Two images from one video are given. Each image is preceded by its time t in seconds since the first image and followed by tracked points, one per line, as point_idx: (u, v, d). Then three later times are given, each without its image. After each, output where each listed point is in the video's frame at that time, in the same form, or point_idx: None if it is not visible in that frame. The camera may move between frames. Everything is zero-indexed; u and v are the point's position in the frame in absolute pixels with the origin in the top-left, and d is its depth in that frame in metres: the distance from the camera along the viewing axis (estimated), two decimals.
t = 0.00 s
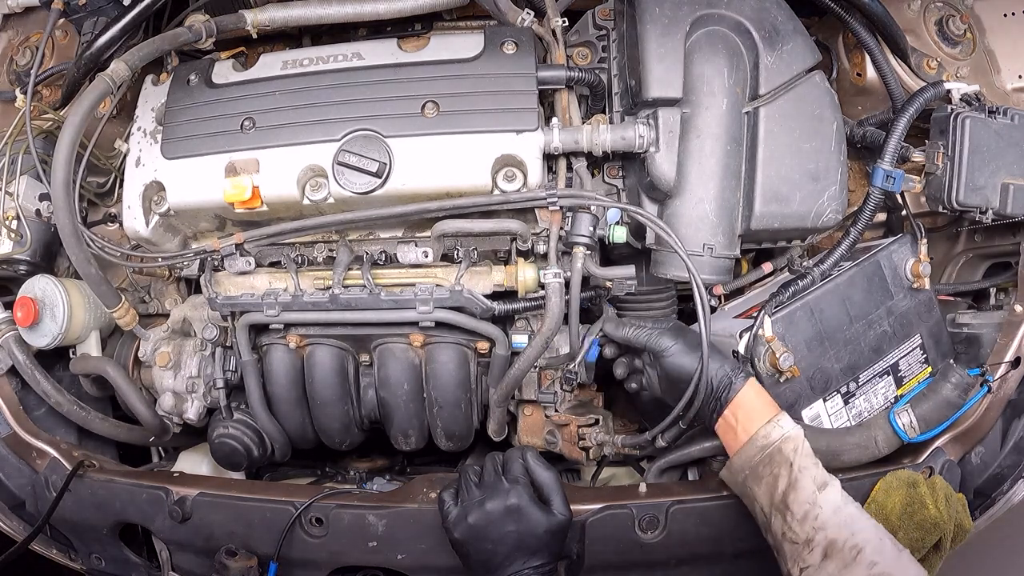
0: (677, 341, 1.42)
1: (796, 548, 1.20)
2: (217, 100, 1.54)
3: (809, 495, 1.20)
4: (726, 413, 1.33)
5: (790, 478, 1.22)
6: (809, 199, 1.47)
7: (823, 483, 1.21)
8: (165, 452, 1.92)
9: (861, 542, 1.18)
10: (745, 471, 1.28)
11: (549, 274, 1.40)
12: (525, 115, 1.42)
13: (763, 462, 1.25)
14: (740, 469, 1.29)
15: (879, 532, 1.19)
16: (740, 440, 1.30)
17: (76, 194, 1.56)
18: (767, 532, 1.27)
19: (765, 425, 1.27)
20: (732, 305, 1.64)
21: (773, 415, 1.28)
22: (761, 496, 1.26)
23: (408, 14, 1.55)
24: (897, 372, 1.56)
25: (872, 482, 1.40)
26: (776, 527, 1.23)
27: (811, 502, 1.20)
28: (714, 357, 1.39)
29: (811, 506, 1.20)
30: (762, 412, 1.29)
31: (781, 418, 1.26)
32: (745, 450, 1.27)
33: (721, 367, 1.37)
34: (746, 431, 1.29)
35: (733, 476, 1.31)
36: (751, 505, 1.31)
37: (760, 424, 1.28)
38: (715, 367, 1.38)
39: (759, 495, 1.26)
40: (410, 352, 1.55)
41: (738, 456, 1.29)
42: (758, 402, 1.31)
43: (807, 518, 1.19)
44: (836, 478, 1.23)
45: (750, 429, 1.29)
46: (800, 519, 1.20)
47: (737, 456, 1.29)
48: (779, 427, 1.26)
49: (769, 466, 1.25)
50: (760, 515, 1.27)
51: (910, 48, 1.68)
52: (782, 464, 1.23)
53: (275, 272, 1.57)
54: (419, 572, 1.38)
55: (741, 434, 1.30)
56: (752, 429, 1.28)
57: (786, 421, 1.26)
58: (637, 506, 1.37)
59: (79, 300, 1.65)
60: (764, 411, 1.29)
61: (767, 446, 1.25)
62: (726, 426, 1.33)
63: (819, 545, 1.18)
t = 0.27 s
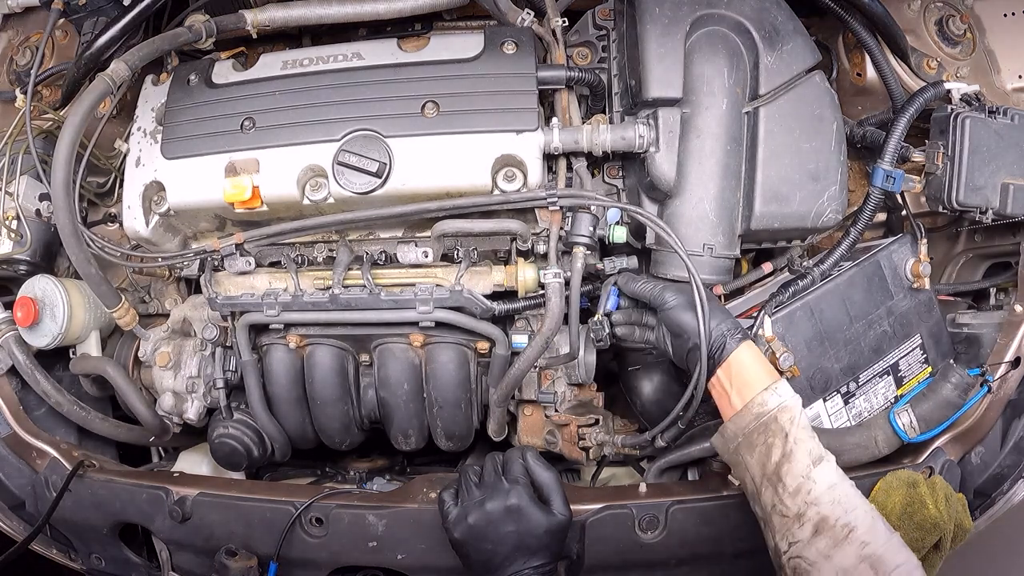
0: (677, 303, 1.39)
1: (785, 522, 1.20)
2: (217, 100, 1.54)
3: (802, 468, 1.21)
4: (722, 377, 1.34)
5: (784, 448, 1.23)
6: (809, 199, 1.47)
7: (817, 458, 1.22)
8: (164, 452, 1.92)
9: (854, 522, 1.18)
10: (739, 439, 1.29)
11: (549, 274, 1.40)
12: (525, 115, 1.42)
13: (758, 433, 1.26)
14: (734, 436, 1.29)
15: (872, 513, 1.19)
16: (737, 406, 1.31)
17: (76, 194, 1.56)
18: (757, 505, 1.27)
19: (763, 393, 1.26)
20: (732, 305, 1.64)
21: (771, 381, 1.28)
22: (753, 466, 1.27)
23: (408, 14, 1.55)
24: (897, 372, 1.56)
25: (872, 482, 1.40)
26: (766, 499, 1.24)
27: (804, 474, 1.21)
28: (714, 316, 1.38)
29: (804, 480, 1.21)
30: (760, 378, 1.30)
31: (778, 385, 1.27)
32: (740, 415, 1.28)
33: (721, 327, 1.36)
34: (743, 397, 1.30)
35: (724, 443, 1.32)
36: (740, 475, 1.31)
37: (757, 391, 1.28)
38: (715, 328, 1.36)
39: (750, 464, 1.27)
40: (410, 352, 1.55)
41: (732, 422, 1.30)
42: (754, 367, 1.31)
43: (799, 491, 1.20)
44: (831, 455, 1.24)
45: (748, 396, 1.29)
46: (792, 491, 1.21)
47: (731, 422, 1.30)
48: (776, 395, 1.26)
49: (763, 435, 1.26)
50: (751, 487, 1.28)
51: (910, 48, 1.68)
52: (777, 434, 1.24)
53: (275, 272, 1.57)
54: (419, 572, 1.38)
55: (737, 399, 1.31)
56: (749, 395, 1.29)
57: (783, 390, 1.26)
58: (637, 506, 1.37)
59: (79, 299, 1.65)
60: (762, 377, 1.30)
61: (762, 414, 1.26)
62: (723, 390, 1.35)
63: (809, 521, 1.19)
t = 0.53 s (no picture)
0: (671, 301, 1.41)
1: (796, 510, 1.21)
2: (217, 100, 1.54)
3: (808, 455, 1.22)
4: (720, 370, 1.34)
5: (789, 438, 1.24)
6: (809, 199, 1.47)
7: (823, 443, 1.23)
8: (164, 452, 1.92)
9: (865, 505, 1.18)
10: (743, 432, 1.30)
11: (549, 274, 1.40)
12: (525, 115, 1.42)
13: (762, 423, 1.27)
14: (739, 428, 1.31)
15: (884, 495, 1.18)
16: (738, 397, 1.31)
17: (76, 194, 1.56)
18: (768, 495, 1.28)
19: (763, 383, 1.28)
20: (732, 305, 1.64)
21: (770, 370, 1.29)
22: (760, 457, 1.28)
23: (408, 14, 1.55)
24: (897, 372, 1.56)
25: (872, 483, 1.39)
26: (776, 489, 1.24)
27: (811, 461, 1.21)
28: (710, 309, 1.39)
29: (811, 467, 1.21)
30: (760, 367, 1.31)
31: (778, 375, 1.28)
32: (742, 408, 1.29)
33: (719, 319, 1.37)
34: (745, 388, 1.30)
35: (730, 437, 1.33)
36: (749, 467, 1.32)
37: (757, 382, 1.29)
38: (713, 322, 1.37)
39: (757, 455, 1.28)
40: (410, 352, 1.55)
41: (736, 415, 1.31)
42: (754, 357, 1.32)
43: (807, 479, 1.21)
44: (837, 439, 1.24)
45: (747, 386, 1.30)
46: (800, 479, 1.21)
47: (734, 416, 1.31)
48: (776, 386, 1.27)
49: (768, 426, 1.27)
50: (760, 477, 1.29)
51: (910, 48, 1.68)
52: (781, 424, 1.25)
53: (275, 272, 1.57)
54: (419, 572, 1.38)
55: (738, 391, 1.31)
56: (749, 386, 1.30)
57: (784, 379, 1.28)
58: (637, 506, 1.37)
59: (79, 299, 1.65)
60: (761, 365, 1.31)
61: (765, 405, 1.27)
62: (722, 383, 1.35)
63: (820, 508, 1.19)
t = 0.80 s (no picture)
0: (641, 317, 1.46)
1: (784, 508, 1.21)
2: (217, 100, 1.54)
3: (789, 453, 1.21)
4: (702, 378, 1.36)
5: (768, 439, 1.22)
6: (809, 199, 1.47)
7: (802, 439, 1.21)
8: (165, 452, 1.92)
9: (851, 497, 1.18)
10: (724, 437, 1.28)
11: (549, 274, 1.40)
12: (525, 115, 1.42)
13: (740, 427, 1.25)
14: (719, 434, 1.29)
15: (868, 484, 1.19)
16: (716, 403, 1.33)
17: (76, 194, 1.56)
18: (755, 495, 1.27)
19: (736, 388, 1.25)
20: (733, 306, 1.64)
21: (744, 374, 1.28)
22: (742, 459, 1.26)
23: (408, 14, 1.55)
24: (897, 372, 1.56)
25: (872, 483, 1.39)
26: (762, 488, 1.23)
27: (793, 459, 1.20)
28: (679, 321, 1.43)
29: (794, 464, 1.20)
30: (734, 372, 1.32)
31: (751, 378, 1.26)
32: (719, 414, 1.27)
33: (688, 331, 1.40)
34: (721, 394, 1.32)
35: (712, 442, 1.31)
36: (733, 468, 1.31)
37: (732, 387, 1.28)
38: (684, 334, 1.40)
39: (739, 458, 1.26)
40: (410, 352, 1.55)
41: (714, 422, 1.29)
42: (730, 364, 1.33)
43: (791, 476, 1.20)
44: (816, 434, 1.23)
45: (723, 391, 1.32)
46: (784, 478, 1.20)
47: (713, 422, 1.29)
48: (750, 388, 1.25)
49: (746, 429, 1.25)
50: (746, 479, 1.28)
51: (910, 48, 1.68)
52: (759, 425, 1.23)
53: (275, 272, 1.57)
54: (419, 572, 1.38)
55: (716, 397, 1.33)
56: (725, 391, 1.30)
57: (756, 382, 1.26)
58: (637, 506, 1.37)
59: (79, 299, 1.65)
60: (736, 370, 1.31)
61: (740, 409, 1.25)
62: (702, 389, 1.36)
63: (807, 504, 1.19)
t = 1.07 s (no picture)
0: (641, 350, 1.50)
1: (778, 528, 1.22)
2: (216, 100, 1.54)
3: (781, 475, 1.24)
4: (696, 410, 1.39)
5: (761, 462, 1.26)
6: (809, 199, 1.47)
7: (793, 461, 1.25)
8: (165, 452, 1.92)
9: (842, 512, 1.20)
10: (719, 463, 1.32)
11: (549, 275, 1.40)
12: (526, 115, 1.42)
13: (734, 451, 1.30)
14: (714, 460, 1.33)
15: (858, 498, 1.21)
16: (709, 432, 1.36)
17: (76, 194, 1.56)
18: (752, 518, 1.29)
19: (730, 414, 1.31)
20: (732, 305, 1.65)
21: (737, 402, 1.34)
22: (737, 484, 1.30)
23: (408, 14, 1.55)
24: (897, 372, 1.56)
25: (872, 482, 1.39)
26: (757, 510, 1.26)
27: (785, 480, 1.23)
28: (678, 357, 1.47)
29: (786, 485, 1.23)
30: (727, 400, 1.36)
31: (743, 406, 1.32)
32: (714, 441, 1.32)
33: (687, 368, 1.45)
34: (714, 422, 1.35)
35: (709, 470, 1.35)
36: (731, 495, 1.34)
37: (724, 415, 1.33)
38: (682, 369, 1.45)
39: (735, 483, 1.30)
40: (410, 352, 1.55)
41: (709, 449, 1.34)
42: (723, 395, 1.37)
43: (784, 496, 1.22)
44: (807, 456, 1.27)
45: (717, 418, 1.35)
46: (777, 498, 1.23)
47: (708, 449, 1.34)
48: (741, 415, 1.31)
49: (740, 453, 1.29)
50: (742, 503, 1.30)
51: (910, 48, 1.68)
52: (751, 449, 1.28)
53: (275, 272, 1.57)
54: (419, 572, 1.38)
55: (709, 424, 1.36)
56: (718, 419, 1.34)
57: (748, 409, 1.31)
58: (637, 506, 1.37)
59: (79, 300, 1.65)
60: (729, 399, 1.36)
61: (734, 434, 1.30)
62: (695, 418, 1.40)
63: (800, 521, 1.20)
